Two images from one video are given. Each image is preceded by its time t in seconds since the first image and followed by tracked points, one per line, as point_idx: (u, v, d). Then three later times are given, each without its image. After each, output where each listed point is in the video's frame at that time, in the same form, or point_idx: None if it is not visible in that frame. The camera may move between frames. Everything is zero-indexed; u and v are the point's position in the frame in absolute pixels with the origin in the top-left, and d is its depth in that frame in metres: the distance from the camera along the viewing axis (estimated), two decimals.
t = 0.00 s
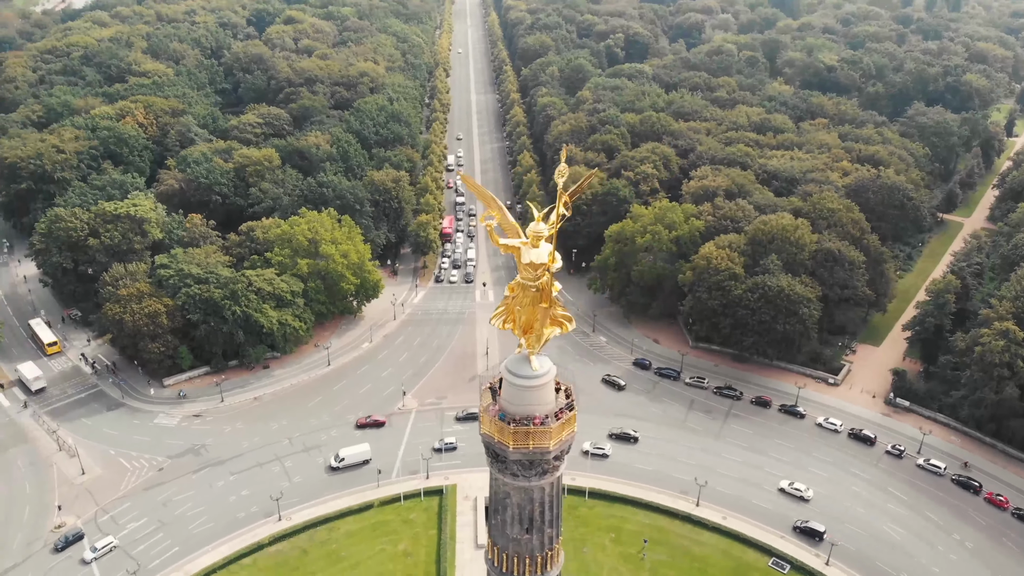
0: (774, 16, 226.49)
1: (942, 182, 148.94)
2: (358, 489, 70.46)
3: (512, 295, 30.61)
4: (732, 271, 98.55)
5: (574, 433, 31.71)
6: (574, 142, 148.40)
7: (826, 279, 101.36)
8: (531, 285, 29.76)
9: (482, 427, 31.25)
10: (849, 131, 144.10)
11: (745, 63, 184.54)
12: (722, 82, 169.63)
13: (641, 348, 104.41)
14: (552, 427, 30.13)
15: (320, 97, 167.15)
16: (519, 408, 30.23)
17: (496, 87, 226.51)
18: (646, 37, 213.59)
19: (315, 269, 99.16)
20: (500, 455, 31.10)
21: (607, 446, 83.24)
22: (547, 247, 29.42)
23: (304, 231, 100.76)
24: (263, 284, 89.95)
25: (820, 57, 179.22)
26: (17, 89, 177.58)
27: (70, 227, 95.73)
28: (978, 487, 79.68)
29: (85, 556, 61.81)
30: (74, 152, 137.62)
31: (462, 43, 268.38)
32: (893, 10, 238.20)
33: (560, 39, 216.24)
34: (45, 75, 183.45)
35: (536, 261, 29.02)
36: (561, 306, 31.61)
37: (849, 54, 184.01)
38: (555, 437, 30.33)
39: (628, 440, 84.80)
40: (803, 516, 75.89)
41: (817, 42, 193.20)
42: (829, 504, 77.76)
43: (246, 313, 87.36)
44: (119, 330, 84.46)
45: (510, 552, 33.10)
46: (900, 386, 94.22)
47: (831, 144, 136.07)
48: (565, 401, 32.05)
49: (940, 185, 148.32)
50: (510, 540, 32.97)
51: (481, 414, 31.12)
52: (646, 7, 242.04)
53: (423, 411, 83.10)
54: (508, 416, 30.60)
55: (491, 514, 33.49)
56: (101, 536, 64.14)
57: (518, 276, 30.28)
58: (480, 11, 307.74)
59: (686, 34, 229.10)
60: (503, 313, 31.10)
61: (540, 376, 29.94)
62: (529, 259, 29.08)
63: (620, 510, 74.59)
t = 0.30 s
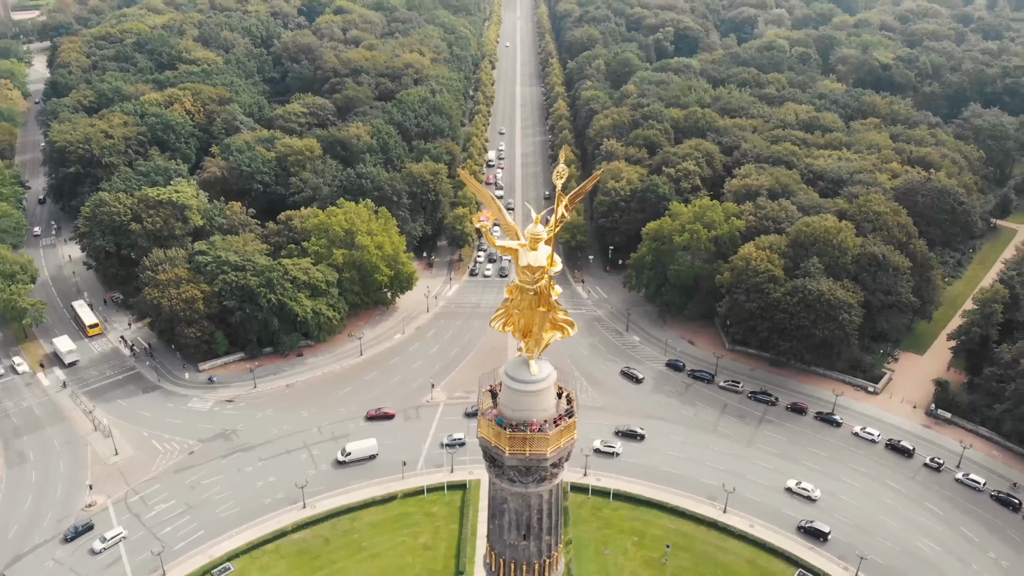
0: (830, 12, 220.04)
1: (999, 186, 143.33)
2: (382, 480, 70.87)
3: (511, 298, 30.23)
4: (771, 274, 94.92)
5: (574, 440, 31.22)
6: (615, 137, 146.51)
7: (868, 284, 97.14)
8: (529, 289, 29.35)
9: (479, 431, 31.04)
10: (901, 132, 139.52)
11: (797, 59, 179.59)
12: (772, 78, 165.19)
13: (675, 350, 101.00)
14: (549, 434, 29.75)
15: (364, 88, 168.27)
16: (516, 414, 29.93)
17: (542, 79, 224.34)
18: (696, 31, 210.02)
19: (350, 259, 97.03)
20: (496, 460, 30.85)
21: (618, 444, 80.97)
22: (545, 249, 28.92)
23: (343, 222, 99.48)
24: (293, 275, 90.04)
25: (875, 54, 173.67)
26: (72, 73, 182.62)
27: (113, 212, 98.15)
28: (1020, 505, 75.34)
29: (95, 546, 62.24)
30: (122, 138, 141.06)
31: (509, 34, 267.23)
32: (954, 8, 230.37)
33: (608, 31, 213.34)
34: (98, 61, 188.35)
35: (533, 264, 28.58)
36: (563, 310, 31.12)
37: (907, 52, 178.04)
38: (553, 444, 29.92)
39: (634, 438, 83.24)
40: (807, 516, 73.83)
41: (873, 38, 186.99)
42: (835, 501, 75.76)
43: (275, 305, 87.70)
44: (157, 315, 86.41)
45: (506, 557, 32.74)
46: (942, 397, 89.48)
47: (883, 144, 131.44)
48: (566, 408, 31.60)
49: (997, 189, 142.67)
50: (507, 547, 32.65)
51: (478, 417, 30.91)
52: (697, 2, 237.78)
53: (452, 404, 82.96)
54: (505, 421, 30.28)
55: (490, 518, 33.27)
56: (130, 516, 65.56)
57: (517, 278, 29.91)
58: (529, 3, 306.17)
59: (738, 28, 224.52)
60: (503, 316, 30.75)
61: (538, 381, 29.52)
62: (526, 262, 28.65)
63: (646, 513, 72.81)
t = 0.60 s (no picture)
0: (891, 7, 212.27)
1: None
2: (408, 470, 71.18)
3: (509, 301, 30.81)
4: (813, 276, 90.09)
5: (571, 447, 31.62)
6: (659, 131, 144.12)
7: (914, 290, 91.12)
8: (526, 291, 29.82)
9: (477, 434, 31.72)
10: (959, 133, 134.31)
11: (853, 56, 174.05)
12: (826, 75, 160.62)
13: (710, 351, 96.68)
14: (544, 441, 30.23)
15: (410, 78, 168.64)
16: (513, 418, 30.50)
17: (591, 71, 221.94)
18: (750, 24, 205.29)
19: (386, 249, 96.41)
20: (492, 464, 31.50)
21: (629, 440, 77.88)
22: (541, 253, 29.42)
23: (379, 212, 98.39)
24: (327, 263, 90.26)
25: (936, 52, 167.53)
26: (127, 58, 187.05)
27: (157, 196, 100.25)
28: None
29: (104, 535, 62.57)
30: (170, 123, 144.03)
31: (559, 26, 265.14)
32: None
33: (660, 23, 209.75)
34: (153, 47, 192.69)
35: (529, 266, 29.11)
36: (562, 314, 31.46)
37: (970, 50, 171.31)
38: (548, 452, 30.43)
39: (643, 434, 79.75)
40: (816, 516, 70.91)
41: (935, 35, 180.32)
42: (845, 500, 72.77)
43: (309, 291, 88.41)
44: (196, 298, 88.33)
45: (503, 562, 33.61)
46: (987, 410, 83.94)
47: (936, 144, 127.21)
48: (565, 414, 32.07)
49: None
50: (504, 551, 33.42)
51: (476, 421, 31.51)
52: None
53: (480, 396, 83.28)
54: (501, 424, 30.93)
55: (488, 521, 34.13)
56: (160, 496, 67.06)
57: (515, 281, 30.51)
58: None
59: (794, 22, 218.75)
60: (501, 319, 31.37)
61: (534, 385, 30.15)
62: (523, 264, 29.22)
63: (670, 516, 69.67)
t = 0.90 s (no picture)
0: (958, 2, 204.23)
1: None
2: (433, 461, 71.23)
3: (507, 303, 30.89)
4: (859, 279, 86.30)
5: (568, 455, 31.36)
6: (707, 126, 141.30)
7: (964, 298, 86.52)
8: (522, 294, 29.89)
9: (473, 437, 31.72)
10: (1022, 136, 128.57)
11: (913, 53, 168.15)
12: (884, 72, 155.44)
13: (749, 354, 92.88)
14: (539, 446, 30.09)
15: (457, 67, 168.41)
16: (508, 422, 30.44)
17: (642, 63, 218.79)
18: (808, 18, 199.57)
19: (423, 239, 96.44)
20: (487, 468, 31.48)
21: (643, 438, 76.31)
22: (538, 253, 29.52)
23: (418, 202, 98.17)
24: (365, 250, 90.75)
25: (1002, 51, 160.75)
26: (182, 42, 190.81)
27: (202, 179, 102.17)
28: None
29: (115, 521, 63.48)
30: (220, 108, 146.65)
31: (612, 16, 261.97)
32: None
33: (714, 15, 205.48)
34: (207, 32, 196.28)
35: (524, 267, 29.31)
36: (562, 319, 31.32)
37: None
38: (542, 458, 30.29)
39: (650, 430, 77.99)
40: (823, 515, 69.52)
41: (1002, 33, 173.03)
42: (857, 502, 71.12)
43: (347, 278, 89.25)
44: (236, 282, 90.13)
45: (499, 567, 33.60)
46: None
47: (995, 146, 122.44)
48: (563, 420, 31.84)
49: None
50: (499, 557, 33.38)
51: (472, 423, 31.53)
52: None
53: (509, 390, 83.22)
54: (496, 428, 30.90)
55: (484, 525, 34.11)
56: (190, 476, 68.63)
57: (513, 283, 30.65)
58: None
59: (853, 17, 212.10)
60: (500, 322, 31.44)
61: (530, 389, 30.11)
62: (519, 265, 29.37)
63: (697, 520, 68.16)
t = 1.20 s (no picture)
0: None
1: None
2: (461, 452, 71.35)
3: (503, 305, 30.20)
4: (909, 285, 83.12)
5: (564, 462, 30.71)
6: (758, 121, 137.86)
7: (1020, 309, 82.90)
8: (517, 296, 29.15)
9: (468, 438, 31.28)
10: None
11: (979, 51, 161.47)
12: (947, 70, 149.54)
13: (790, 357, 90.49)
14: (532, 454, 29.50)
15: (507, 56, 167.51)
16: (503, 427, 29.93)
17: (698, 54, 214.53)
18: (871, 11, 192.90)
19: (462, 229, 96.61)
20: (481, 472, 31.08)
21: (656, 434, 75.61)
22: (533, 255, 28.76)
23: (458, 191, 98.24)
24: (404, 238, 91.12)
25: None
26: (239, 27, 194.04)
27: (249, 163, 104.10)
28: None
29: (128, 506, 64.19)
30: (271, 93, 148.82)
31: (669, 6, 257.31)
32: None
33: (773, 7, 200.13)
34: (263, 16, 199.15)
35: (520, 270, 28.56)
36: (560, 322, 30.62)
37: None
38: (536, 465, 29.73)
39: (660, 425, 77.21)
40: (830, 513, 68.65)
41: None
42: (863, 498, 70.37)
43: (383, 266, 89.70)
44: (277, 266, 91.64)
45: (493, 570, 33.37)
46: None
47: None
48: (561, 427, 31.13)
49: None
50: (492, 560, 33.14)
51: (468, 425, 31.03)
52: None
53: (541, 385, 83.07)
54: (491, 431, 30.44)
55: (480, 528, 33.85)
56: (224, 455, 70.10)
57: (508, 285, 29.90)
58: None
59: (920, 11, 204.20)
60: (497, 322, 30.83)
61: (525, 394, 29.36)
62: (513, 267, 28.68)
63: (725, 526, 66.48)
